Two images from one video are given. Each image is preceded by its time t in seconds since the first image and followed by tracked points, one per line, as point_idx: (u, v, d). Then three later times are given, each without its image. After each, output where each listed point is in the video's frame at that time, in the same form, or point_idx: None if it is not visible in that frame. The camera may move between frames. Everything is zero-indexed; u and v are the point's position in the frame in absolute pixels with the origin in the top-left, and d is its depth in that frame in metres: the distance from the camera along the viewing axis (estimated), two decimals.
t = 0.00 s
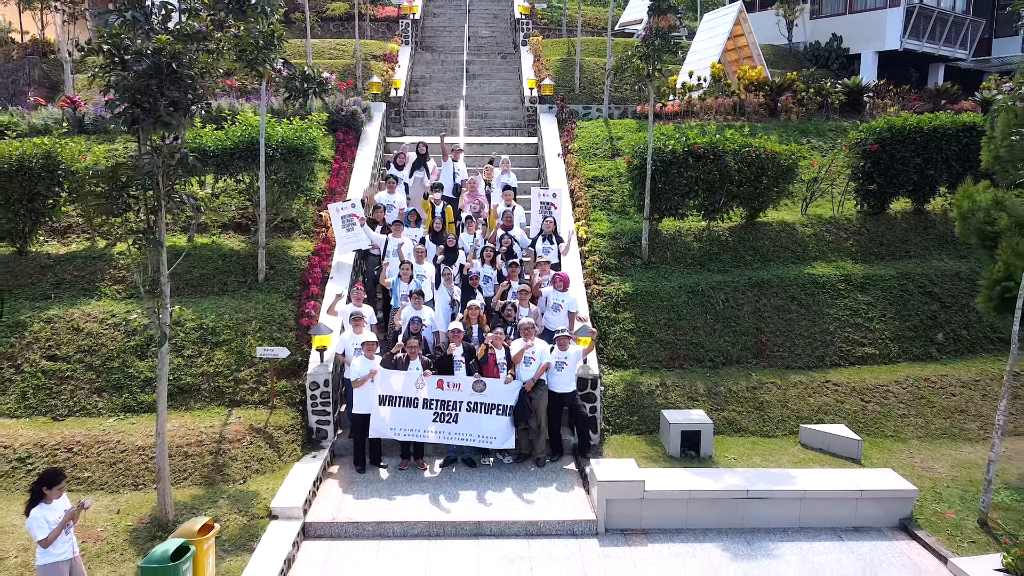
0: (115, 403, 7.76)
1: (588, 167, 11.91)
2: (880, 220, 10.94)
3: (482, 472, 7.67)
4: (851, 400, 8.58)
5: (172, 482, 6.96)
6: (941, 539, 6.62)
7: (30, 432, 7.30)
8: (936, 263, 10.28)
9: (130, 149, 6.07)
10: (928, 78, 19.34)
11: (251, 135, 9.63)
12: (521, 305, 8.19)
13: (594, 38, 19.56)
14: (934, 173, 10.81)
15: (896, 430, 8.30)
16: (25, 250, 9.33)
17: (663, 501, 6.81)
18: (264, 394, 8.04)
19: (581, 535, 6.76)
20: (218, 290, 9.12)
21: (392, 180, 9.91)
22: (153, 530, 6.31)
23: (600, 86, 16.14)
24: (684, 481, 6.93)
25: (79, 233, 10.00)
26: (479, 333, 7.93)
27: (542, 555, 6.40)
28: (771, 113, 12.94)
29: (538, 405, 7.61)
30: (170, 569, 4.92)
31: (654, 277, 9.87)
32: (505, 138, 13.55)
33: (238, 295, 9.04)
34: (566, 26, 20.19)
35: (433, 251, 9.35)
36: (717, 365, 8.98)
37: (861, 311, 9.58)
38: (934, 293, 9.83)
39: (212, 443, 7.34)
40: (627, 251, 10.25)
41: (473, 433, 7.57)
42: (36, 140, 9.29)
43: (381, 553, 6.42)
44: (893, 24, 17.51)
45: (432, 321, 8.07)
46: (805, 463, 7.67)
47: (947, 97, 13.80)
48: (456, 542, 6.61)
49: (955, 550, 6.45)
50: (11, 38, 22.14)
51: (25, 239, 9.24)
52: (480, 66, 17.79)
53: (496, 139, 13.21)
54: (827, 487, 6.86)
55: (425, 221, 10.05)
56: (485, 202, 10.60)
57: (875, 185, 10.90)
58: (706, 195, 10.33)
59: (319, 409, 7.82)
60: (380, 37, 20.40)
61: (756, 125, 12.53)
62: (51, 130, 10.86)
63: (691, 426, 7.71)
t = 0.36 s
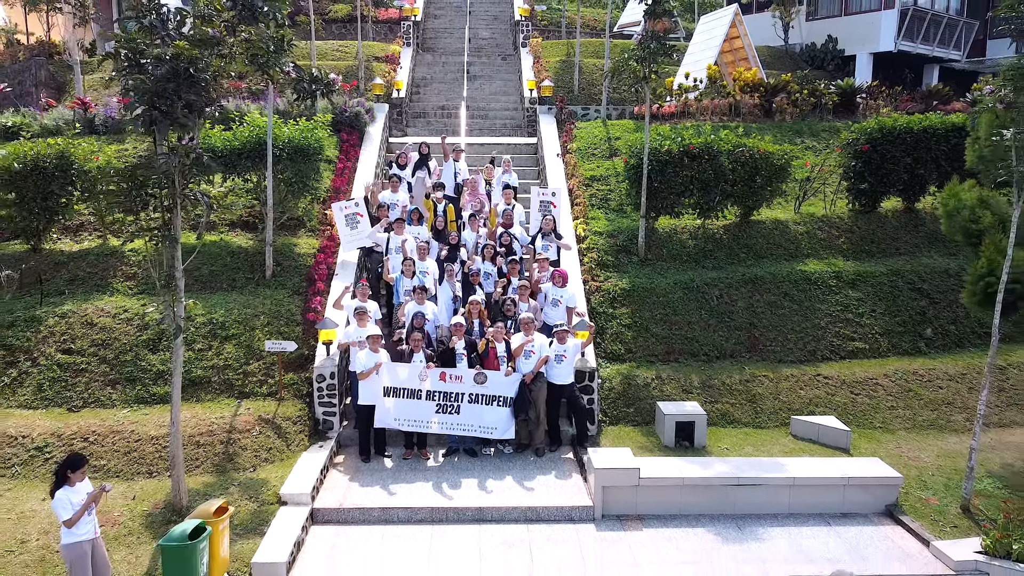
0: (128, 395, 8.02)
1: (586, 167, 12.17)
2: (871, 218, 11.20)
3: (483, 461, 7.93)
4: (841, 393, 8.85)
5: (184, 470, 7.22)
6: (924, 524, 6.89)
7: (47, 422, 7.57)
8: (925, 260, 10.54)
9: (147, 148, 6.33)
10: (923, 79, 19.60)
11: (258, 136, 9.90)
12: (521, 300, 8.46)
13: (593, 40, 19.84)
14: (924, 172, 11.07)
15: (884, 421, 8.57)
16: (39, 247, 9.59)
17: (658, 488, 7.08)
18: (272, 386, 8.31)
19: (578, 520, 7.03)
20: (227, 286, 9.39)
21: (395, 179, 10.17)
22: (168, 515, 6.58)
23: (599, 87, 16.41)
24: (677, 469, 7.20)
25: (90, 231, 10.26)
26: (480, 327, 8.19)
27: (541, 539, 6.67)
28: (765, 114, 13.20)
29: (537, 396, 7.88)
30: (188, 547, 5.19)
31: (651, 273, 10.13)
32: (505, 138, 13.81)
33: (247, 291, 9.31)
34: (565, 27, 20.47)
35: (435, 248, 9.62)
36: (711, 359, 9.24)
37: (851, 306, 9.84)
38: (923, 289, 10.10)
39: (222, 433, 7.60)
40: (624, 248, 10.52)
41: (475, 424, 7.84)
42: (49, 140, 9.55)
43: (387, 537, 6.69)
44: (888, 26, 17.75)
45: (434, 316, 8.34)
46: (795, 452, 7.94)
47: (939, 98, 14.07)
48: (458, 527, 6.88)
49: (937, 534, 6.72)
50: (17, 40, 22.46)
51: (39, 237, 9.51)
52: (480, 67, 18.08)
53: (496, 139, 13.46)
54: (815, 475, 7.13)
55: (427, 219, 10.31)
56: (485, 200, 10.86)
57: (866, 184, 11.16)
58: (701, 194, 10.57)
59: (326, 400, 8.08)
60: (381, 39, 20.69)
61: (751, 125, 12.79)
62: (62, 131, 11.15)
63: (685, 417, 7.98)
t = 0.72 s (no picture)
0: (144, 385, 8.35)
1: (584, 166, 12.50)
2: (861, 216, 11.53)
3: (484, 449, 8.27)
4: (829, 384, 9.18)
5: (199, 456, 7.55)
6: (905, 507, 7.22)
7: (66, 411, 7.92)
8: (913, 257, 10.87)
9: (165, 148, 6.67)
10: (916, 80, 19.93)
11: (267, 137, 10.24)
12: (520, 295, 8.79)
13: (591, 42, 20.18)
14: (912, 172, 11.40)
15: (869, 411, 8.90)
16: (55, 244, 9.94)
17: (651, 473, 7.41)
18: (281, 377, 8.66)
19: (575, 504, 7.37)
20: (237, 282, 9.72)
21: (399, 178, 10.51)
22: (184, 498, 6.92)
23: (597, 88, 16.75)
24: (670, 455, 7.53)
25: (104, 229, 10.61)
26: (481, 320, 8.52)
27: (539, 521, 7.01)
28: (759, 115, 13.54)
29: (536, 387, 8.21)
30: (207, 523, 5.53)
31: (646, 270, 10.47)
32: (505, 139, 14.14)
33: (256, 286, 9.64)
34: (564, 30, 20.83)
35: (437, 245, 9.95)
36: (704, 352, 9.58)
37: (840, 301, 10.18)
38: (910, 285, 10.43)
39: (233, 422, 7.94)
40: (620, 246, 10.86)
41: (477, 413, 8.17)
42: (65, 141, 9.88)
43: (393, 519, 7.02)
44: (881, 28, 18.07)
45: (437, 310, 8.66)
46: (783, 441, 8.27)
47: (928, 100, 14.40)
48: (460, 509, 7.22)
49: (917, 516, 7.05)
50: (25, 42, 22.85)
51: (55, 234, 9.84)
52: (481, 69, 18.44)
53: (497, 140, 13.79)
54: (802, 460, 7.46)
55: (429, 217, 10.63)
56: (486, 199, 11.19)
57: (856, 184, 11.48)
58: (695, 193, 10.89)
59: (333, 391, 8.39)
60: (384, 41, 21.05)
61: (744, 126, 13.13)
62: (75, 132, 11.51)
63: (678, 407, 8.31)
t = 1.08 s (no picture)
0: (160, 378, 8.75)
1: (581, 168, 12.89)
2: (848, 217, 11.92)
3: (484, 439, 8.66)
4: (815, 377, 9.58)
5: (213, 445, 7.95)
6: (884, 492, 7.62)
7: (87, 402, 8.31)
8: (898, 256, 11.27)
9: (184, 153, 7.06)
10: (908, 83, 20.32)
11: (276, 140, 10.65)
12: (519, 292, 9.18)
13: (589, 46, 20.59)
14: (898, 173, 11.80)
15: (854, 403, 9.29)
16: (72, 243, 10.33)
17: (643, 460, 7.81)
18: (291, 370, 9.06)
19: (571, 490, 7.76)
20: (247, 279, 10.12)
21: (402, 180, 10.90)
22: (201, 483, 7.31)
23: (595, 91, 17.17)
24: (661, 443, 7.93)
25: (119, 228, 11.01)
26: (482, 316, 8.90)
27: (537, 505, 7.40)
28: (751, 118, 13.87)
29: (534, 379, 8.60)
30: (226, 503, 5.94)
31: (640, 268, 10.86)
32: (504, 141, 14.53)
33: (265, 283, 10.04)
34: (562, 33, 21.25)
35: (440, 244, 10.33)
36: (695, 347, 9.97)
37: (827, 298, 10.58)
38: (895, 283, 10.83)
39: (246, 412, 8.34)
40: (615, 245, 11.25)
41: (477, 404, 8.56)
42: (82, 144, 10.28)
43: (399, 504, 7.42)
44: (872, 32, 18.44)
45: (439, 306, 9.04)
46: (770, 431, 8.67)
47: (917, 103, 14.77)
48: (463, 495, 7.61)
49: (894, 501, 7.45)
50: (34, 46, 23.26)
51: (72, 233, 10.24)
52: (481, 72, 18.87)
53: (496, 142, 14.17)
54: (786, 448, 7.86)
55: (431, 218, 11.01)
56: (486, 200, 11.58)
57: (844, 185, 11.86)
58: (687, 194, 11.29)
59: (340, 383, 8.78)
60: (386, 44, 21.48)
61: (736, 129, 13.52)
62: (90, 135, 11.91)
63: (670, 399, 8.69)
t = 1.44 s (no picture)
0: (176, 374, 9.21)
1: (578, 173, 13.34)
2: (835, 219, 12.38)
3: (484, 432, 9.11)
4: (800, 373, 10.04)
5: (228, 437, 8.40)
6: (861, 481, 8.08)
7: (108, 397, 8.77)
8: (882, 257, 11.72)
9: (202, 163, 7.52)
10: (898, 88, 20.76)
11: (284, 146, 11.11)
12: (517, 292, 9.64)
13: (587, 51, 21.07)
14: (882, 178, 12.26)
15: (836, 398, 9.75)
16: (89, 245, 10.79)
17: (635, 451, 8.27)
18: (300, 367, 9.52)
19: (567, 479, 8.22)
20: (257, 280, 10.57)
21: (406, 184, 11.35)
22: (218, 472, 7.77)
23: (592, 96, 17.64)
24: (651, 436, 8.39)
25: (133, 231, 11.48)
26: (482, 315, 9.36)
27: (534, 493, 7.85)
28: (743, 123, 14.34)
29: (532, 375, 9.06)
30: (245, 488, 6.40)
31: (634, 269, 11.32)
32: (503, 146, 14.97)
33: (275, 284, 10.50)
34: (561, 39, 21.74)
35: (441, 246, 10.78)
36: (686, 344, 10.43)
37: (813, 298, 11.03)
38: (879, 283, 11.28)
39: (259, 407, 8.79)
40: (610, 247, 11.70)
41: (478, 399, 9.02)
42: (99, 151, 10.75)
43: (404, 492, 7.87)
44: (863, 38, 18.93)
45: (442, 306, 9.50)
46: (756, 424, 9.12)
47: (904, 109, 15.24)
48: (464, 484, 8.06)
49: (871, 489, 7.91)
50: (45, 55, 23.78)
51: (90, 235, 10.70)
52: (481, 78, 19.38)
53: (496, 147, 14.61)
54: (770, 440, 8.31)
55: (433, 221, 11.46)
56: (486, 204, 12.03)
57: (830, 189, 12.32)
58: (679, 198, 11.75)
59: (347, 379, 9.24)
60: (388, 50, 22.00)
61: (728, 135, 13.98)
62: (105, 141, 12.39)
63: (661, 394, 9.14)
